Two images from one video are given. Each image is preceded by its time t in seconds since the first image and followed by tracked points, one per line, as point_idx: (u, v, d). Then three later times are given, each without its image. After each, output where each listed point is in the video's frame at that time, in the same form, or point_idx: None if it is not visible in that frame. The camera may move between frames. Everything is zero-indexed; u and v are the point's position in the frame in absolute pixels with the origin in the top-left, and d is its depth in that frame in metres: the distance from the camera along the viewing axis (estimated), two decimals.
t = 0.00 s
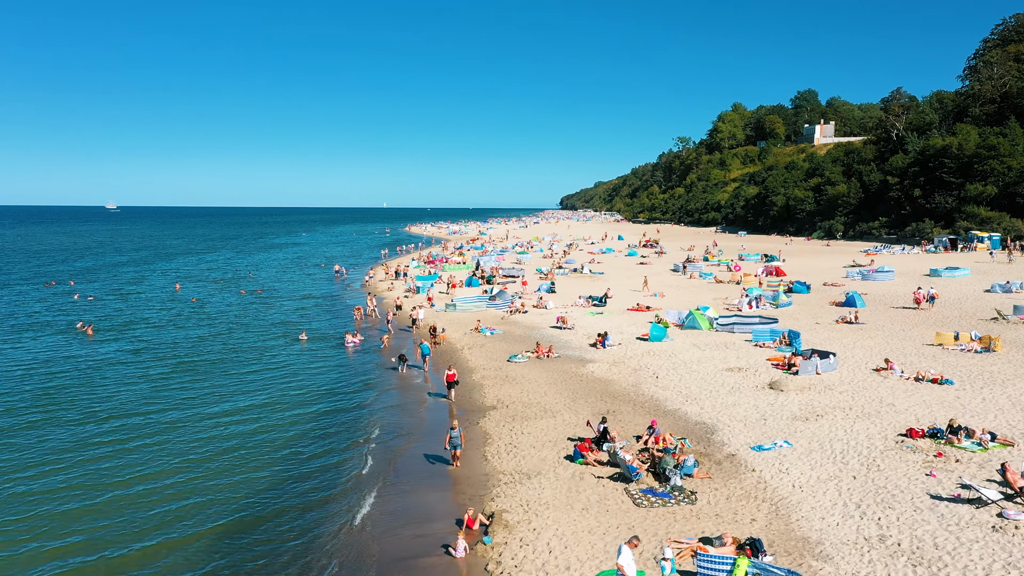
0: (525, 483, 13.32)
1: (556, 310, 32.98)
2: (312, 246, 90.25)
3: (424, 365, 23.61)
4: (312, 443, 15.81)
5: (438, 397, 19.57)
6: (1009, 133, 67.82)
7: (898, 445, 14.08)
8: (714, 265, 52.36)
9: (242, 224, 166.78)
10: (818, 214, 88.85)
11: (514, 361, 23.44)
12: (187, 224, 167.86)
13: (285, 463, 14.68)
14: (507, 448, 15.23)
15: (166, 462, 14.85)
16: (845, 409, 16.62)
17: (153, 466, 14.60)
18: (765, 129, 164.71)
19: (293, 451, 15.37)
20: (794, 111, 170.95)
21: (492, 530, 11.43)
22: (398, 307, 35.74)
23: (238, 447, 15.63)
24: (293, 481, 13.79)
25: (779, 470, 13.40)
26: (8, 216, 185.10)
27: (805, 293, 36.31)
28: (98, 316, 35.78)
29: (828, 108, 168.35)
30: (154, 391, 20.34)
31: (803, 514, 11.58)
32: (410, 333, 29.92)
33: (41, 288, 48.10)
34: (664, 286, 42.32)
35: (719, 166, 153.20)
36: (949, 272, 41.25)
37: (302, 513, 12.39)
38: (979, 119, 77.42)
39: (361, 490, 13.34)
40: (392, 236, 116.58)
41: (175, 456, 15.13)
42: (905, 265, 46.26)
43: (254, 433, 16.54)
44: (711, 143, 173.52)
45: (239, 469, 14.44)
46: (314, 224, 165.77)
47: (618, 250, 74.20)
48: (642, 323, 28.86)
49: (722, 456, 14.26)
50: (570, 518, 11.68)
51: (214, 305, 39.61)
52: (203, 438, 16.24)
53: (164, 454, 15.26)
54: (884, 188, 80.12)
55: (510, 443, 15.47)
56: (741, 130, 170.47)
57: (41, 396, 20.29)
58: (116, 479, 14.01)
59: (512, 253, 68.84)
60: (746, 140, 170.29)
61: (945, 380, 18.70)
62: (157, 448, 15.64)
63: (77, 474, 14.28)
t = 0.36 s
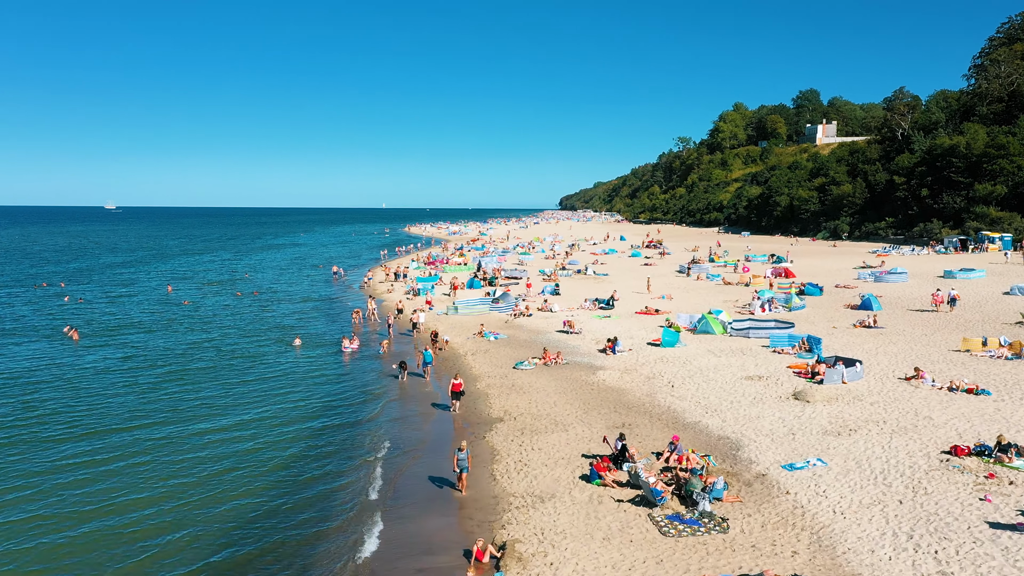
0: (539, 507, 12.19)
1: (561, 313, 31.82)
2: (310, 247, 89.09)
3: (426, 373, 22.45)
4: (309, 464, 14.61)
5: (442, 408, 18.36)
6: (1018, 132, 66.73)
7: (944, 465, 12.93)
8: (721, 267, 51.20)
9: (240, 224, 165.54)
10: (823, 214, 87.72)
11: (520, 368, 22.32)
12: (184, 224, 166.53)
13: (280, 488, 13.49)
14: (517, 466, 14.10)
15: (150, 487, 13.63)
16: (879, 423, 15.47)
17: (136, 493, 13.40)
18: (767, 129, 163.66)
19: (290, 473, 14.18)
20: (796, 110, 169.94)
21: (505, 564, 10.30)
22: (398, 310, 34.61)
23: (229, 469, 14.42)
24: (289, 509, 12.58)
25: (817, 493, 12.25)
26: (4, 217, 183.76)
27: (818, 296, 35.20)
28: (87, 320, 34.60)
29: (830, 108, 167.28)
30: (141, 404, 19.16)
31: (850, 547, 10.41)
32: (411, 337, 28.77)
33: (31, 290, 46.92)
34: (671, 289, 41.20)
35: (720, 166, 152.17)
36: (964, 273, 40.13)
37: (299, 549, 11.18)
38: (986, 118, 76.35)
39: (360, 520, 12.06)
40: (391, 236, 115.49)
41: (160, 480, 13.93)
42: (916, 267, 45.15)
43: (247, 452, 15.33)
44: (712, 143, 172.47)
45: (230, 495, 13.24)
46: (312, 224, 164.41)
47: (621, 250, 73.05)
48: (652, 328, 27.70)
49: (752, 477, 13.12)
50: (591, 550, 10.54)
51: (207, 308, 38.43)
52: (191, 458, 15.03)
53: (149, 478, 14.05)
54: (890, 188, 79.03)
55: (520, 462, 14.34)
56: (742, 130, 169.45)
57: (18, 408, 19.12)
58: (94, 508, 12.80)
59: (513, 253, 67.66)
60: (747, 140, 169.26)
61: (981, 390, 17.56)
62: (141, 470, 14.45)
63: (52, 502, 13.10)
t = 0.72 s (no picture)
0: (556, 538, 11.05)
1: (567, 317, 30.63)
2: (308, 248, 87.71)
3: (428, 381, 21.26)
4: (305, 490, 13.36)
5: (446, 423, 17.11)
6: None
7: (998, 489, 11.77)
8: (728, 268, 50.01)
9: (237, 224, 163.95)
10: (827, 214, 86.61)
11: (527, 376, 21.15)
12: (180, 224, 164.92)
13: (272, 519, 12.25)
14: (529, 489, 12.96)
15: (129, 518, 12.31)
16: (918, 439, 14.33)
17: (113, 525, 12.10)
18: (768, 128, 162.52)
19: (285, 501, 12.93)
20: (797, 110, 168.89)
21: None
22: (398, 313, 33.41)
23: (216, 495, 13.15)
24: (284, 546, 11.32)
25: (862, 522, 11.09)
26: None
27: (831, 299, 34.04)
28: (74, 324, 33.30)
29: (832, 107, 166.07)
30: (124, 417, 17.86)
31: None
32: (412, 343, 27.57)
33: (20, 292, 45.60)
34: (679, 291, 40.02)
35: (722, 166, 150.98)
36: (980, 275, 38.96)
37: None
38: (994, 116, 75.28)
39: (359, 559, 10.77)
40: (390, 237, 114.18)
41: (141, 511, 12.61)
42: (929, 268, 44.00)
43: (237, 475, 14.07)
44: (713, 143, 171.32)
45: (217, 528, 11.98)
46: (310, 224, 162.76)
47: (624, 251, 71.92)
48: (663, 333, 26.49)
49: (787, 502, 11.97)
50: None
51: (200, 311, 37.15)
52: (174, 482, 13.72)
53: (127, 507, 12.74)
54: (896, 188, 77.96)
55: (533, 484, 13.17)
56: (743, 129, 168.35)
57: None
58: (65, 544, 11.49)
59: (515, 254, 66.40)
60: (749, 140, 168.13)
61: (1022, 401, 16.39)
62: (120, 497, 13.13)
63: (20, 537, 11.77)
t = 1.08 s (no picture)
0: None
1: (574, 321, 29.43)
2: (306, 249, 86.29)
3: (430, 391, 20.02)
4: (302, 522, 12.14)
5: (449, 439, 15.88)
6: None
7: None
8: (736, 270, 48.77)
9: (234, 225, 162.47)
10: (833, 214, 85.47)
11: (536, 385, 19.94)
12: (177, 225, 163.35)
13: (266, 556, 11.04)
14: (543, 516, 11.81)
15: (107, 557, 11.09)
16: (966, 459, 13.14)
17: (87, 566, 10.85)
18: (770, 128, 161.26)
19: (282, 534, 11.70)
20: (799, 110, 167.60)
21: None
22: (398, 317, 32.19)
23: (204, 528, 11.92)
24: None
25: (918, 557, 9.91)
26: None
27: (847, 302, 32.86)
28: (60, 328, 32.03)
29: (834, 107, 164.81)
30: (106, 434, 16.62)
31: None
32: (413, 349, 26.34)
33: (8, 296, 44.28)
34: (687, 294, 38.78)
35: (723, 166, 149.87)
36: (997, 277, 37.73)
37: None
38: (1002, 115, 74.15)
39: None
40: (389, 237, 113.02)
41: (121, 547, 11.38)
42: (944, 270, 42.76)
43: (228, 502, 12.85)
44: (714, 142, 170.06)
45: (206, 567, 10.76)
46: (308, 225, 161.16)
47: (628, 252, 70.73)
48: (676, 338, 25.30)
49: (830, 533, 10.81)
50: None
51: (193, 316, 35.91)
52: (157, 512, 12.47)
53: (105, 544, 11.49)
54: (903, 188, 76.77)
55: (548, 511, 11.99)
56: (744, 129, 167.11)
57: None
58: None
59: (516, 256, 65.10)
60: (750, 140, 166.88)
61: None
62: (98, 531, 11.88)
63: None
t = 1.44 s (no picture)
0: None
1: (582, 326, 28.24)
2: (303, 250, 85.02)
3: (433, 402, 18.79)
4: (299, 562, 10.85)
5: (455, 460, 14.60)
6: None
7: None
8: (744, 272, 47.58)
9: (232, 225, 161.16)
10: (837, 215, 84.29)
11: (545, 396, 18.74)
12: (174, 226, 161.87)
13: None
14: (563, 551, 10.61)
15: None
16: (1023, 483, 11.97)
17: None
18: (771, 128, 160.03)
19: None
20: (801, 110, 166.39)
21: None
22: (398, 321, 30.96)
23: (192, 570, 10.66)
24: None
25: None
26: None
27: (862, 306, 31.71)
28: (47, 334, 30.84)
29: (836, 107, 163.54)
30: (85, 456, 15.32)
31: None
32: (413, 355, 25.12)
33: None
34: (696, 297, 37.59)
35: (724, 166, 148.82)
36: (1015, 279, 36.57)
37: None
38: (1010, 114, 73.04)
39: None
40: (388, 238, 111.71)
41: None
42: (958, 272, 41.57)
43: (218, 538, 11.58)
44: (715, 143, 168.78)
45: None
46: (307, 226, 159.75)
47: (630, 253, 69.51)
48: (689, 345, 24.12)
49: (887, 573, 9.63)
50: None
51: (185, 321, 34.71)
52: (138, 552, 11.19)
53: None
54: (910, 188, 75.62)
55: (567, 544, 10.78)
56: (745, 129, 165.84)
57: None
58: None
59: (518, 257, 63.85)
60: (752, 140, 165.63)
61: None
62: None
63: None
